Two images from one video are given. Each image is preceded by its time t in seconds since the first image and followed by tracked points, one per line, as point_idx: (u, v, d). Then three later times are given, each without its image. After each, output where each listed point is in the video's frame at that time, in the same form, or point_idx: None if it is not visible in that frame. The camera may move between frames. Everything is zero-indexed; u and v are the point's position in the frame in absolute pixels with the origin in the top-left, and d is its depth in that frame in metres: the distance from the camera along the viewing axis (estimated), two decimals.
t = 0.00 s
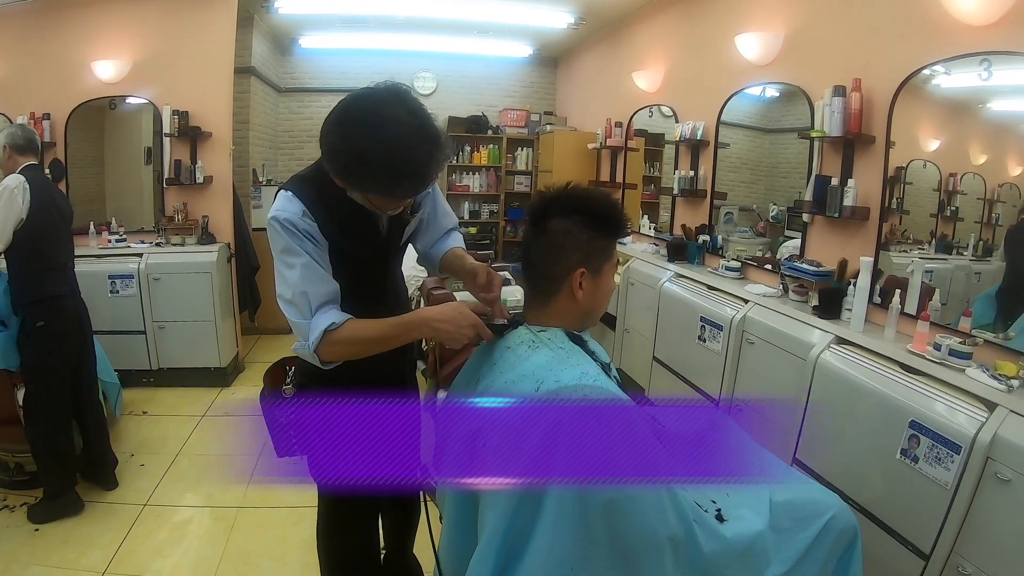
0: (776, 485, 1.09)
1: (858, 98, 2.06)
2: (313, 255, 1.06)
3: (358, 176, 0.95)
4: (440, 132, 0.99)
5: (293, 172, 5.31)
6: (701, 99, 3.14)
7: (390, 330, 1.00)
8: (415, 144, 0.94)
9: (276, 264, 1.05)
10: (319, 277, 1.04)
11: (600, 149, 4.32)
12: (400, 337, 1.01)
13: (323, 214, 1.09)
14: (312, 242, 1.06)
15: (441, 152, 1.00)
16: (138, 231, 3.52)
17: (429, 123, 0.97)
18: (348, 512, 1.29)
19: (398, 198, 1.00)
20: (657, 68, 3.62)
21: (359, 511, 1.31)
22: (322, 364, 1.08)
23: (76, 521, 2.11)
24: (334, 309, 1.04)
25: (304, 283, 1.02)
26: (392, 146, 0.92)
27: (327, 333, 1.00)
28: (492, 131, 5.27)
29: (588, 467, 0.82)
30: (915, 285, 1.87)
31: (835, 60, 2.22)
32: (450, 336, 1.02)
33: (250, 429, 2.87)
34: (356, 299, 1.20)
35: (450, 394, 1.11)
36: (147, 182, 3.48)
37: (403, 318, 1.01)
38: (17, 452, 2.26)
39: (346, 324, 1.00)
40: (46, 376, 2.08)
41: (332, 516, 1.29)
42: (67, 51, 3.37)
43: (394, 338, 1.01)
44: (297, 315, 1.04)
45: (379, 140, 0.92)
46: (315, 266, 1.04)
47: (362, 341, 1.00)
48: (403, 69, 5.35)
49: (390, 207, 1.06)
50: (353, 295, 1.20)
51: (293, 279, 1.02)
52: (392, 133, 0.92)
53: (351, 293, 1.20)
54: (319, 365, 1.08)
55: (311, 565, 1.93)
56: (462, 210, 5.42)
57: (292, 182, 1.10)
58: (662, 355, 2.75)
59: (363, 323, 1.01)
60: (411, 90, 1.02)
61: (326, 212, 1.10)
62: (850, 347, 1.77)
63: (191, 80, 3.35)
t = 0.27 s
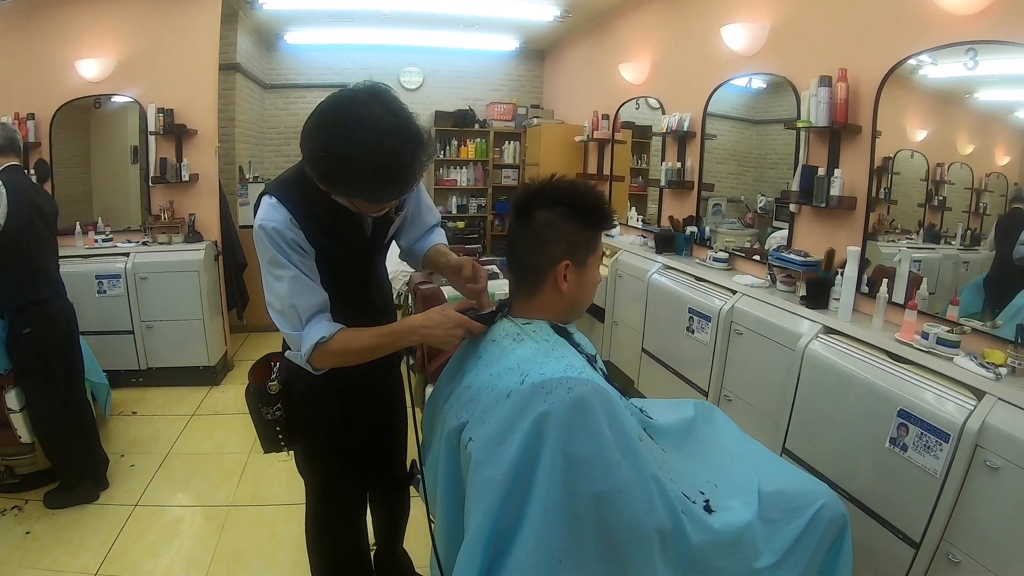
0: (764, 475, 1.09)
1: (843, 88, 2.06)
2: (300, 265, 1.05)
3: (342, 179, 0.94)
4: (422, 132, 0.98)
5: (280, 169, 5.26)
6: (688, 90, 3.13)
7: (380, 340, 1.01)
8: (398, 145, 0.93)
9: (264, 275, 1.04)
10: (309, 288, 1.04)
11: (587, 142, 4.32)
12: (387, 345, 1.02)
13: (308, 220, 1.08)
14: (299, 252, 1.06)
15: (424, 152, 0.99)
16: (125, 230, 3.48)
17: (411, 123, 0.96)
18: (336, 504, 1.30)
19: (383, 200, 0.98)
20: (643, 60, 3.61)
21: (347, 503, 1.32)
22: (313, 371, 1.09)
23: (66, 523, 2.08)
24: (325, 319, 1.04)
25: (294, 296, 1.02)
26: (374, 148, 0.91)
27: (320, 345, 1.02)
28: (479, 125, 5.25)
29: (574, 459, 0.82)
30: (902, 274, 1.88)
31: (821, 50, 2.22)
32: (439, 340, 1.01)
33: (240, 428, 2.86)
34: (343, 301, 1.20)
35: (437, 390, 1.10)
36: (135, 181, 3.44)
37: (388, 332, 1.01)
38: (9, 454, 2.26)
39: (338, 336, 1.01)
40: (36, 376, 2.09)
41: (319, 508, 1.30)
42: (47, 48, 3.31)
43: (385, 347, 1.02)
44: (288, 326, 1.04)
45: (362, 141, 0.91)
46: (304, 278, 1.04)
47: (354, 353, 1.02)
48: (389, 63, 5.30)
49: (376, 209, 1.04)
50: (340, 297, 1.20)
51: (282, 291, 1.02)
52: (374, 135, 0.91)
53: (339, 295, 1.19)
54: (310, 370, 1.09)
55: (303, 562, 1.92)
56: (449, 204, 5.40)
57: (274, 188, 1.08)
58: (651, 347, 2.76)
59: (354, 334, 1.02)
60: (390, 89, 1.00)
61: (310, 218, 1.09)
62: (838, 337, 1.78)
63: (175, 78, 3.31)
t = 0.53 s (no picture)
0: (756, 468, 1.09)
1: (833, 81, 2.06)
2: (295, 268, 1.05)
3: (334, 180, 0.93)
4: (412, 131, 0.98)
5: (270, 167, 5.22)
6: (677, 85, 3.13)
7: (375, 341, 1.00)
8: (388, 144, 0.92)
9: (258, 278, 1.04)
10: (303, 290, 1.04)
11: (577, 137, 4.31)
12: (380, 346, 1.01)
13: (299, 222, 1.07)
14: (292, 254, 1.06)
15: (414, 150, 0.98)
16: (115, 230, 3.45)
17: (400, 122, 0.96)
18: (329, 499, 1.30)
19: (374, 199, 0.98)
20: (633, 54, 3.60)
21: (340, 499, 1.31)
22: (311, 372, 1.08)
23: (60, 526, 2.07)
24: (320, 321, 1.04)
25: (288, 299, 1.02)
26: (363, 147, 0.90)
27: (315, 346, 1.02)
28: (470, 121, 5.23)
29: (565, 453, 0.81)
30: (893, 266, 1.89)
31: (809, 43, 2.22)
32: (432, 338, 1.01)
33: (233, 428, 2.84)
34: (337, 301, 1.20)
35: (427, 387, 1.09)
36: (125, 182, 3.41)
37: (382, 333, 1.00)
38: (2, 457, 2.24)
39: (334, 337, 1.02)
40: (31, 379, 2.08)
41: (312, 504, 1.30)
42: (32, 47, 3.26)
43: (381, 348, 1.01)
44: (284, 327, 1.04)
45: (352, 141, 0.90)
46: (298, 280, 1.04)
47: (350, 353, 1.01)
48: (379, 60, 5.28)
49: (368, 209, 1.04)
50: (334, 297, 1.19)
51: (276, 293, 1.02)
52: (364, 135, 0.90)
53: (334, 295, 1.19)
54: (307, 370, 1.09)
55: (296, 561, 1.91)
56: (440, 201, 5.38)
57: (264, 190, 1.08)
58: (643, 341, 2.76)
59: (350, 334, 1.02)
60: (378, 87, 0.99)
61: (301, 219, 1.08)
62: (829, 329, 1.79)
63: (164, 77, 3.27)
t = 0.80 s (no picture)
0: (753, 463, 1.09)
1: (827, 76, 2.07)
2: (293, 269, 1.05)
3: (331, 178, 0.93)
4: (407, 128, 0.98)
5: (263, 166, 5.20)
6: (672, 81, 3.13)
7: (376, 340, 1.01)
8: (384, 142, 0.92)
9: (257, 280, 1.04)
10: (302, 290, 1.03)
11: (571, 133, 4.31)
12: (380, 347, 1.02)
13: (295, 222, 1.07)
14: (289, 255, 1.05)
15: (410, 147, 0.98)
16: (109, 231, 3.43)
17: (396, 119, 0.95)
18: (328, 498, 1.30)
19: (372, 197, 0.98)
20: (627, 50, 3.60)
21: (338, 497, 1.31)
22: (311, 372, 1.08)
23: (58, 528, 2.06)
24: (319, 321, 1.04)
25: (287, 299, 1.02)
26: (360, 146, 0.90)
27: (316, 347, 1.01)
28: (463, 118, 5.22)
29: (562, 451, 0.81)
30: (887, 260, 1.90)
31: (803, 38, 2.22)
32: (430, 336, 1.01)
33: (230, 428, 2.84)
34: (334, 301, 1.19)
35: (424, 386, 1.09)
36: (119, 182, 3.39)
37: (382, 333, 1.00)
38: None
39: (334, 336, 1.01)
40: (35, 381, 2.08)
41: (310, 503, 1.29)
42: (24, 47, 3.24)
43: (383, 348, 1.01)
44: (283, 328, 1.04)
45: (349, 139, 0.90)
46: (297, 281, 1.04)
47: (352, 352, 1.01)
48: (372, 58, 5.26)
49: (365, 207, 1.03)
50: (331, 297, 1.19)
51: (275, 295, 1.02)
52: (360, 133, 0.90)
53: (332, 295, 1.19)
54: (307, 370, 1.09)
55: (294, 560, 1.92)
56: (434, 198, 5.37)
57: (258, 191, 1.07)
58: (639, 337, 2.76)
59: (350, 334, 1.01)
60: (373, 84, 0.99)
61: (297, 220, 1.08)
62: (824, 324, 1.80)
63: (156, 77, 3.26)
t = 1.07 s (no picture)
0: (752, 459, 1.09)
1: (824, 73, 2.07)
2: (282, 266, 1.02)
3: (331, 175, 0.92)
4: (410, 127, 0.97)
5: (260, 165, 5.19)
6: (669, 78, 3.13)
7: (361, 342, 0.97)
8: (387, 141, 0.91)
9: (243, 274, 1.00)
10: (289, 289, 1.00)
11: (569, 131, 4.30)
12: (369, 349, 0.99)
13: (290, 220, 1.06)
14: (281, 252, 1.03)
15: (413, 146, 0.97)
16: (106, 232, 3.43)
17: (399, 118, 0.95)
18: (329, 499, 1.29)
19: (372, 195, 0.97)
20: (624, 48, 3.59)
21: (339, 498, 1.31)
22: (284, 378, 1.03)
23: (58, 530, 2.06)
24: (302, 322, 1.00)
25: (272, 296, 0.98)
26: (364, 143, 0.90)
27: (294, 348, 0.97)
28: (461, 116, 5.21)
29: (563, 449, 0.82)
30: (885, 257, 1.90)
31: (800, 35, 2.22)
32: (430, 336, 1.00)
33: (229, 428, 2.84)
34: (326, 301, 1.19)
35: (423, 387, 1.09)
36: (116, 183, 3.38)
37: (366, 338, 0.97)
38: None
39: (319, 339, 0.98)
40: (41, 377, 2.13)
41: (311, 505, 1.29)
42: (19, 48, 3.23)
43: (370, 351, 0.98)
44: (264, 327, 1.00)
45: (351, 138, 0.89)
46: (285, 279, 1.01)
47: (335, 356, 0.98)
48: (369, 57, 5.25)
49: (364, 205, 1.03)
50: (323, 298, 1.18)
51: (260, 291, 0.98)
52: (363, 131, 0.89)
53: (322, 296, 1.18)
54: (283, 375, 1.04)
55: (295, 560, 1.92)
56: (432, 196, 5.36)
57: (255, 187, 1.06)
58: (637, 334, 2.77)
59: (333, 339, 0.98)
60: (375, 81, 0.98)
61: (293, 219, 1.07)
62: (823, 320, 1.80)
63: (153, 77, 3.25)
